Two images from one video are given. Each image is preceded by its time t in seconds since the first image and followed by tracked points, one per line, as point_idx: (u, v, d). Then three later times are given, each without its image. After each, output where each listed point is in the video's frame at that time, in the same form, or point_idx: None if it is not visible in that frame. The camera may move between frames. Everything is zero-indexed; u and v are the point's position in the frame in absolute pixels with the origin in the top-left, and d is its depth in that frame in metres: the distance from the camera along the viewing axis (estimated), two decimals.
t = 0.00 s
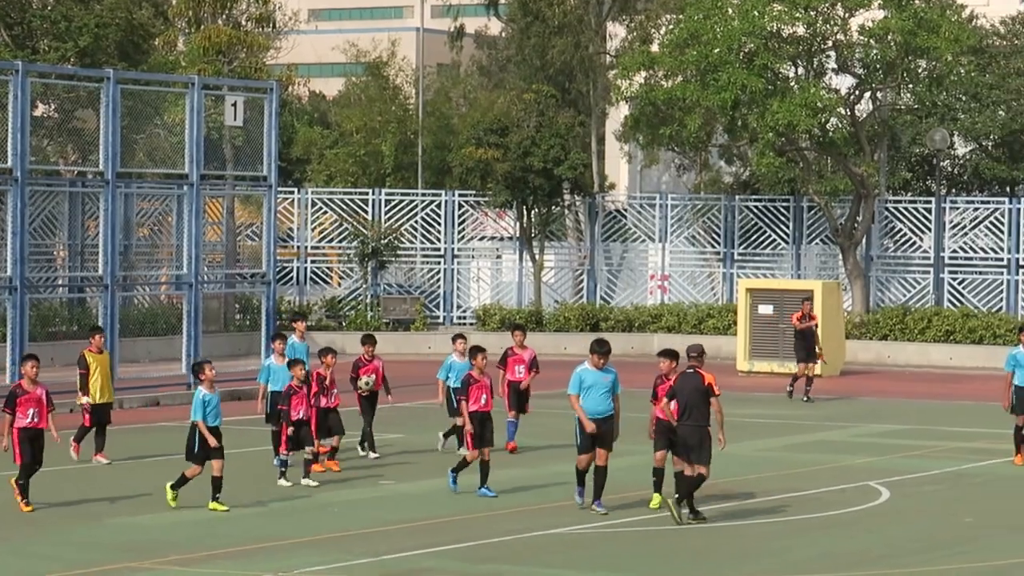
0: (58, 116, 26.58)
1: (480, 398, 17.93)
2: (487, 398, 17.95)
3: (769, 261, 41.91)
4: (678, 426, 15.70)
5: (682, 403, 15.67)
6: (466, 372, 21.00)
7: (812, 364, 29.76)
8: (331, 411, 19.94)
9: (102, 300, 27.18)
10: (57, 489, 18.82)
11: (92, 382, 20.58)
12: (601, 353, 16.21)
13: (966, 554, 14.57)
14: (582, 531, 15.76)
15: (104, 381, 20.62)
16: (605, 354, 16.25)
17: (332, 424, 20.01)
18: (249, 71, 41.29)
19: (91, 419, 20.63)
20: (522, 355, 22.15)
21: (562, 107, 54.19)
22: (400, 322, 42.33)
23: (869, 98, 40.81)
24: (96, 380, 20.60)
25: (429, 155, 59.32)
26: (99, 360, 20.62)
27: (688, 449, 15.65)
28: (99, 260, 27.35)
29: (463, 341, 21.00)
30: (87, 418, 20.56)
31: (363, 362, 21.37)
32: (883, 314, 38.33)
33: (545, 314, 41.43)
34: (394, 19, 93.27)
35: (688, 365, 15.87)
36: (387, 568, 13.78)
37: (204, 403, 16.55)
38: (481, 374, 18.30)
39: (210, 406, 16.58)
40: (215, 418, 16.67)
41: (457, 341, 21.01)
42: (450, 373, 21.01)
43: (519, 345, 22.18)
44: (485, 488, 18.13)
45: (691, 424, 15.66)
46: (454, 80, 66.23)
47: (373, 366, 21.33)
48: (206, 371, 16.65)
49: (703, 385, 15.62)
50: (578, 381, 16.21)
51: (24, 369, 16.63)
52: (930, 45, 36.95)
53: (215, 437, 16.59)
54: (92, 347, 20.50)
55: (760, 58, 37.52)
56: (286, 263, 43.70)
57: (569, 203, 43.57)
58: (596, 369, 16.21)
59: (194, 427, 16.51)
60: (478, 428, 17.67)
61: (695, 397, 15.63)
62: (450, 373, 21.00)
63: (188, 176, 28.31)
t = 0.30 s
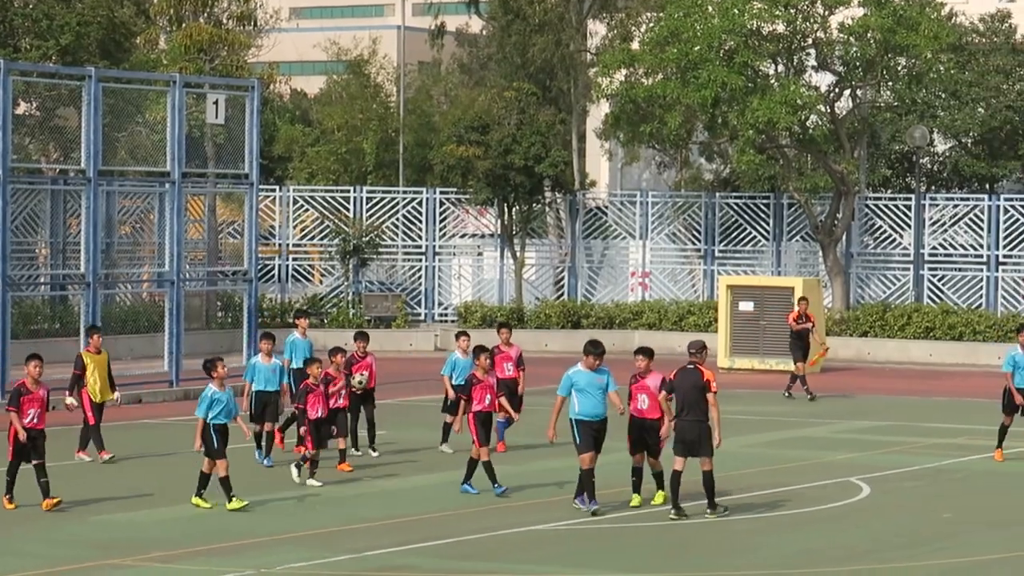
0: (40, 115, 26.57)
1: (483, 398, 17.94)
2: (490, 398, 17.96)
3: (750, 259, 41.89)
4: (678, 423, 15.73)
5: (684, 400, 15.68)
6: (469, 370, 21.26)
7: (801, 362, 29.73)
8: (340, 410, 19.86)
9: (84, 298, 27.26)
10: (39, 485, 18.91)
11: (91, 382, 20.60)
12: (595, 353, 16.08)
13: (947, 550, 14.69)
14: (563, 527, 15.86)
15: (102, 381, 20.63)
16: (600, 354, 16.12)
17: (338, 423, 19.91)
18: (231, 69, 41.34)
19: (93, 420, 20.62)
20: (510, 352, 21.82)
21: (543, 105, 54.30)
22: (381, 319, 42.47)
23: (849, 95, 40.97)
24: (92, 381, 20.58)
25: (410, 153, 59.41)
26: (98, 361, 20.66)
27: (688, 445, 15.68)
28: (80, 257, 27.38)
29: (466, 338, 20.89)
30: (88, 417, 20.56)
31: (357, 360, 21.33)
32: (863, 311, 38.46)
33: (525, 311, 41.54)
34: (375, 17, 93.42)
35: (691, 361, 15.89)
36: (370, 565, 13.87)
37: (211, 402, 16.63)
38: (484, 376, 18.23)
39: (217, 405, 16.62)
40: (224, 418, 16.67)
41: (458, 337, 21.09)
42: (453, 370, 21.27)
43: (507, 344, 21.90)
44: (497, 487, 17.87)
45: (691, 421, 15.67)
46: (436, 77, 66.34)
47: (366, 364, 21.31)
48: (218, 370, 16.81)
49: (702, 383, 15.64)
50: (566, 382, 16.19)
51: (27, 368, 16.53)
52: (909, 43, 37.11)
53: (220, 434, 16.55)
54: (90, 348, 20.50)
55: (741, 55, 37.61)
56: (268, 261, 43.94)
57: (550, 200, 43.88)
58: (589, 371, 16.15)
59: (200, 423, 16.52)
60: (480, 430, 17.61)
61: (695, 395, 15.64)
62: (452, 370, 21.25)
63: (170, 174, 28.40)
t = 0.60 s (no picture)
0: (25, 113, 26.64)
1: (490, 394, 17.49)
2: (498, 394, 17.49)
3: (734, 256, 41.95)
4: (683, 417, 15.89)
5: (688, 394, 15.85)
6: (475, 369, 20.87)
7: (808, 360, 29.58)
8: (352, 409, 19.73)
9: (69, 294, 27.07)
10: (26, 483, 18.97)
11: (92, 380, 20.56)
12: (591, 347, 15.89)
13: (931, 546, 14.76)
14: (548, 524, 15.92)
15: (104, 378, 20.61)
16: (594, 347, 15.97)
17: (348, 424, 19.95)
18: (215, 67, 41.38)
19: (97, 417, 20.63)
20: (509, 353, 20.90)
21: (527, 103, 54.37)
22: (366, 317, 42.25)
23: (832, 92, 41.10)
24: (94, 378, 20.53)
25: (395, 151, 59.46)
26: (100, 358, 20.58)
27: (693, 438, 15.83)
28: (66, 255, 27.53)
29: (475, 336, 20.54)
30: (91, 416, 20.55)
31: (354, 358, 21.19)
32: (848, 308, 38.48)
33: (510, 308, 41.60)
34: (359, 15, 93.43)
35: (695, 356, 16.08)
36: (355, 561, 13.94)
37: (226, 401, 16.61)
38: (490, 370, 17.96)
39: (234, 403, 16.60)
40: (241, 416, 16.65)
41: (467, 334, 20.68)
42: (460, 367, 20.95)
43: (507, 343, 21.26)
44: (491, 487, 17.76)
45: (696, 414, 15.83)
46: (420, 75, 66.39)
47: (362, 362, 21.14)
48: (231, 368, 16.75)
49: (709, 378, 15.82)
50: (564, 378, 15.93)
51: (37, 364, 16.37)
52: (892, 40, 37.23)
53: (239, 433, 16.56)
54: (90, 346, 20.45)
55: (725, 53, 37.66)
56: (252, 258, 44.03)
57: (534, 198, 43.96)
58: (585, 366, 15.91)
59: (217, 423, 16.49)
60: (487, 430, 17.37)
61: (702, 389, 15.80)
62: (460, 367, 20.94)
63: (155, 172, 28.33)
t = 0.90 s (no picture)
0: (12, 110, 26.56)
1: (496, 395, 17.51)
2: (504, 395, 17.51)
3: (721, 253, 42.00)
4: (683, 415, 16.00)
5: (689, 391, 15.99)
6: (484, 369, 20.51)
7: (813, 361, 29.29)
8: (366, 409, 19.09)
9: (57, 294, 27.32)
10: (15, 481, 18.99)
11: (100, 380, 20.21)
12: (599, 348, 15.84)
13: (917, 542, 14.83)
14: (535, 522, 15.96)
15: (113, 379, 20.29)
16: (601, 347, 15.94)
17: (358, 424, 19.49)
18: (203, 65, 41.40)
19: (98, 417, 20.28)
20: (518, 349, 21.19)
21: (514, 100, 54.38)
22: (354, 314, 42.48)
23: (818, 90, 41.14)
24: (105, 377, 20.23)
25: (382, 149, 59.45)
26: (109, 360, 20.35)
27: (693, 436, 15.94)
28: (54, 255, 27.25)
29: (485, 336, 20.48)
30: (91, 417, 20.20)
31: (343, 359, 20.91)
32: (835, 305, 38.57)
33: (497, 305, 41.68)
34: (346, 13, 93.36)
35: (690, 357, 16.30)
36: (345, 559, 13.98)
37: (250, 402, 16.11)
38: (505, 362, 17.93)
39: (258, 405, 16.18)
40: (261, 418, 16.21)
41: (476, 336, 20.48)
42: (470, 368, 20.64)
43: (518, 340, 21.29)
44: (480, 484, 17.97)
45: (695, 411, 15.96)
46: (407, 73, 66.40)
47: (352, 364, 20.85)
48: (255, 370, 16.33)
49: (710, 375, 15.98)
50: (572, 377, 15.85)
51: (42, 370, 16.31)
52: (879, 38, 37.33)
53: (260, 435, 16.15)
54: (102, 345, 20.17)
55: (711, 50, 37.71)
56: (241, 256, 43.99)
57: (521, 195, 44.09)
58: (593, 367, 15.89)
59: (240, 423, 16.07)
60: (492, 432, 17.44)
61: (704, 387, 15.94)
62: (469, 368, 20.63)
63: (143, 170, 28.37)
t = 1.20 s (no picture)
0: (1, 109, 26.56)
1: (503, 394, 17.67)
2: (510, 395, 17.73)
3: (707, 251, 42.20)
4: (681, 410, 16.12)
5: (688, 387, 16.07)
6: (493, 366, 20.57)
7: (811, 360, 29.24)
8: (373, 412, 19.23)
9: (44, 291, 27.32)
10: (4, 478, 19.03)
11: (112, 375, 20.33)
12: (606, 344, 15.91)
13: (903, 539, 14.89)
14: (523, 518, 16.03)
15: (125, 373, 20.42)
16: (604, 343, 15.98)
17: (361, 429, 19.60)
18: (190, 63, 41.45)
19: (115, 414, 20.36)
20: (526, 349, 21.16)
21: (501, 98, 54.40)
22: (341, 311, 42.35)
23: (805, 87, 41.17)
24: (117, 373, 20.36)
25: (370, 146, 59.45)
26: (120, 354, 20.48)
27: (693, 431, 16.09)
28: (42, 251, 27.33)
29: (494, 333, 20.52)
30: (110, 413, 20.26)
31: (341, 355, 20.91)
32: (821, 301, 38.66)
33: (485, 302, 41.78)
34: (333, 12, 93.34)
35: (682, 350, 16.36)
36: (333, 555, 14.05)
37: (264, 397, 16.33)
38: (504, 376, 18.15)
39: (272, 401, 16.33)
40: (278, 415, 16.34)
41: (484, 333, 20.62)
42: (480, 367, 20.71)
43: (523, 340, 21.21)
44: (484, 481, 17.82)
45: (694, 407, 16.08)
46: (394, 71, 66.43)
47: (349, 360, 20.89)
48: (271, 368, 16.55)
49: (707, 369, 16.08)
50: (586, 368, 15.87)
51: (50, 363, 16.13)
52: (865, 35, 37.38)
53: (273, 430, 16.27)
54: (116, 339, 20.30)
55: (698, 48, 37.79)
56: (228, 255, 44.30)
57: (508, 192, 43.93)
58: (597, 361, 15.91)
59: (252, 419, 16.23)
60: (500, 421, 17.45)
61: (703, 381, 16.04)
62: (479, 366, 20.71)
63: (130, 168, 28.37)
